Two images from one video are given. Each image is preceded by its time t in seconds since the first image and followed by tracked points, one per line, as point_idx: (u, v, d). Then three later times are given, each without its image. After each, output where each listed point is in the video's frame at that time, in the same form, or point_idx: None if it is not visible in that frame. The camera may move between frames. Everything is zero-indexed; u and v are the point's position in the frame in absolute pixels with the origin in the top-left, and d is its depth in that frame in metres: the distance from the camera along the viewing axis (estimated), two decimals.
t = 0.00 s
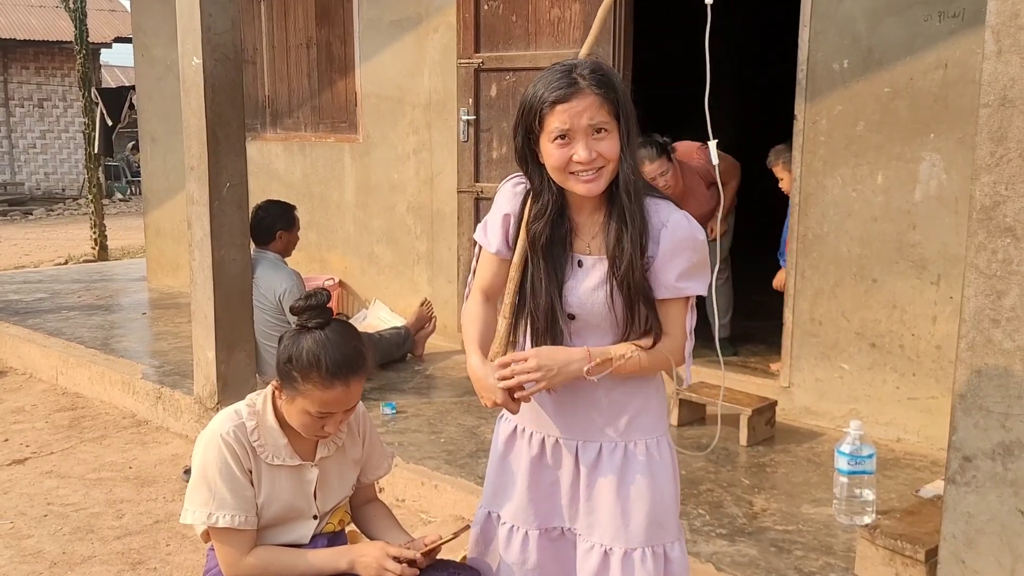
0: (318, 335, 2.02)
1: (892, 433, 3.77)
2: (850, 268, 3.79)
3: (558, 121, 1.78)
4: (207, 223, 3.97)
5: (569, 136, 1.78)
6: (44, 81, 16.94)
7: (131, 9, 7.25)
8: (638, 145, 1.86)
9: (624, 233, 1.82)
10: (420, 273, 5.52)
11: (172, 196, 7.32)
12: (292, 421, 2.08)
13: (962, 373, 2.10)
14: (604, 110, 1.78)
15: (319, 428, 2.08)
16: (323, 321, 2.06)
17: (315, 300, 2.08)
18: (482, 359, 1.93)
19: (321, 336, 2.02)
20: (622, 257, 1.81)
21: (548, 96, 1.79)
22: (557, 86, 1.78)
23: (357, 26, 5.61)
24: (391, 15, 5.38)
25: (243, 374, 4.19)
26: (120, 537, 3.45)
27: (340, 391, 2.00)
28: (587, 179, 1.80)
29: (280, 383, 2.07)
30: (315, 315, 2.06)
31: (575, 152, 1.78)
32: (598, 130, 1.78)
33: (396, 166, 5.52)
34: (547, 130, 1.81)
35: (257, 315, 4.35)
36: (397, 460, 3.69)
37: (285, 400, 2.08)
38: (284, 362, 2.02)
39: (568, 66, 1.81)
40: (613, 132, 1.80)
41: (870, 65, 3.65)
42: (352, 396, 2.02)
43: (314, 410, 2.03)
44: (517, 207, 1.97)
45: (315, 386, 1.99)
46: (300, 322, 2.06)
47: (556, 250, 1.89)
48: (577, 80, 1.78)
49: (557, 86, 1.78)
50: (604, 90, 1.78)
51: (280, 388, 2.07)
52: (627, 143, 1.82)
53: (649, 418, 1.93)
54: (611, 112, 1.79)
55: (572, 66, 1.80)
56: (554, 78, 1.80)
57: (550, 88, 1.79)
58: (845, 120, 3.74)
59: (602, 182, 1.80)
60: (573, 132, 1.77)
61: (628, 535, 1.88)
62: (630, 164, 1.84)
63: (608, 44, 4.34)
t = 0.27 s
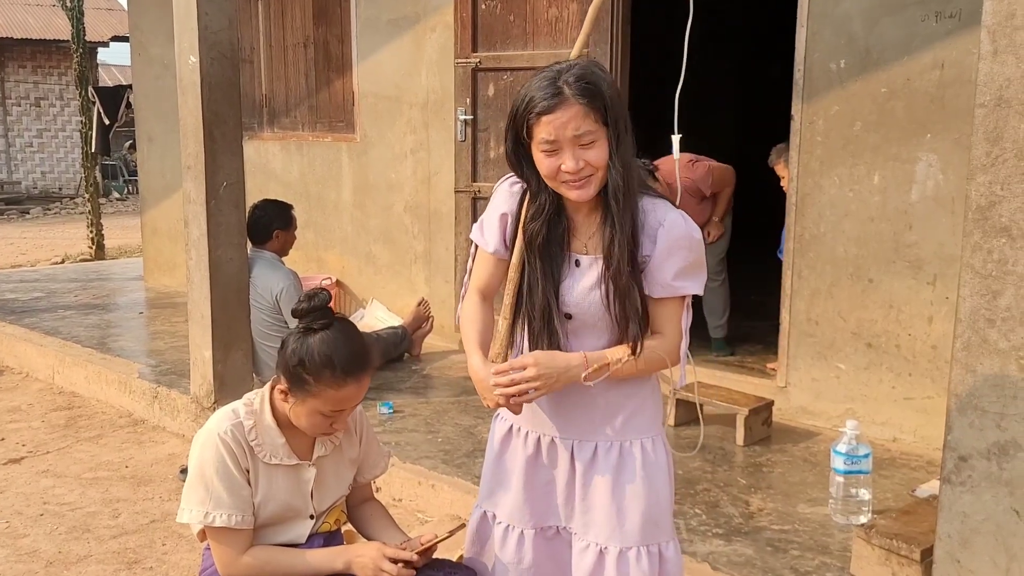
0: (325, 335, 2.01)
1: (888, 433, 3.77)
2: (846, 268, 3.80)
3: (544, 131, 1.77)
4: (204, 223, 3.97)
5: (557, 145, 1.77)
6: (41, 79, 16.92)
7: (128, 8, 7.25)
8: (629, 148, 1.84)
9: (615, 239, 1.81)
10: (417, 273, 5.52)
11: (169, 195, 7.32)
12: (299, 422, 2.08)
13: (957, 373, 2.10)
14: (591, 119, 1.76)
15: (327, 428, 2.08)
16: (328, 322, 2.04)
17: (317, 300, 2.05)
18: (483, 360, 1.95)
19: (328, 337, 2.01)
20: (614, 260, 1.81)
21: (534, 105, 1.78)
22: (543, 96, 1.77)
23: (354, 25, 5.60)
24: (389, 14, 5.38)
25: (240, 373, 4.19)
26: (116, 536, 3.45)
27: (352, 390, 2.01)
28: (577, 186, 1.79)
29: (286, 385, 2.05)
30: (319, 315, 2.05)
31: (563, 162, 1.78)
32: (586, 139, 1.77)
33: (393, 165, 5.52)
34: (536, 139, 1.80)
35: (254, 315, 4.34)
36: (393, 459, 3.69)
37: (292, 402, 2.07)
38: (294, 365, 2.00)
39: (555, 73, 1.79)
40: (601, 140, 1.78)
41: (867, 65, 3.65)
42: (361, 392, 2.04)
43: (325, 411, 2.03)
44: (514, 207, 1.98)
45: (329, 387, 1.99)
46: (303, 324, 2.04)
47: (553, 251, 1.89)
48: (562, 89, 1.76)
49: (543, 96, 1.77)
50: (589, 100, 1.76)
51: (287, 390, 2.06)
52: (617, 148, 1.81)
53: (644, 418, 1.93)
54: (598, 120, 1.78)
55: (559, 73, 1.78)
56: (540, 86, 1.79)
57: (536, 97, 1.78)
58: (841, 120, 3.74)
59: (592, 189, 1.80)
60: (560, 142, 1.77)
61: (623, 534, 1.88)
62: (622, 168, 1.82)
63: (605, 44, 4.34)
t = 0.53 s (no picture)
0: (332, 331, 2.02)
1: (885, 432, 3.78)
2: (844, 267, 3.80)
3: (529, 150, 1.75)
4: (202, 221, 3.98)
5: (542, 163, 1.75)
6: (39, 78, 16.90)
7: (127, 6, 7.24)
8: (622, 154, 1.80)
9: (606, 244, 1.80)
10: (415, 272, 5.52)
11: (167, 194, 7.32)
12: (304, 417, 2.08)
13: (953, 370, 2.11)
14: (574, 137, 1.73)
15: (331, 423, 2.09)
16: (334, 318, 2.05)
17: (323, 296, 2.06)
18: (484, 356, 1.94)
19: (335, 332, 2.02)
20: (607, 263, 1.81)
21: (520, 122, 1.75)
22: (527, 113, 1.74)
23: (353, 24, 5.61)
24: (387, 14, 5.38)
25: (238, 372, 4.19)
26: (114, 534, 3.45)
27: (359, 384, 2.02)
28: (568, 196, 1.79)
29: (291, 381, 2.05)
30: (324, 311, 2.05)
31: (549, 178, 1.77)
32: (570, 157, 1.74)
33: (392, 165, 5.52)
34: (525, 152, 1.79)
35: (252, 313, 4.34)
36: (391, 458, 3.69)
37: (296, 398, 2.07)
38: (301, 360, 2.00)
39: (540, 87, 1.75)
40: (587, 155, 1.75)
41: (865, 65, 3.66)
42: (367, 387, 2.05)
43: (332, 406, 2.04)
44: (513, 202, 1.97)
45: (337, 381, 2.00)
46: (308, 319, 2.04)
47: (550, 250, 1.89)
48: (545, 107, 1.72)
49: (528, 114, 1.74)
50: (572, 118, 1.71)
51: (292, 386, 2.06)
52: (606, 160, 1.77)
53: (640, 415, 1.93)
54: (582, 137, 1.74)
55: (544, 88, 1.74)
56: (525, 102, 1.75)
57: (522, 114, 1.75)
58: (839, 120, 3.75)
59: (579, 200, 1.80)
60: (545, 160, 1.75)
61: (618, 530, 1.88)
62: (614, 176, 1.79)
63: (604, 43, 4.34)
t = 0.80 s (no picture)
0: (335, 328, 2.03)
1: (882, 432, 3.79)
2: (841, 267, 3.81)
3: (525, 153, 1.76)
4: (200, 220, 3.98)
5: (538, 166, 1.77)
6: (37, 78, 16.88)
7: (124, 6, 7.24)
8: (619, 156, 1.80)
9: (602, 244, 1.80)
10: (413, 272, 5.52)
11: (165, 193, 7.32)
12: (306, 415, 2.09)
13: (950, 369, 2.12)
14: (569, 141, 1.73)
15: (333, 421, 2.10)
16: (336, 316, 2.06)
17: (326, 295, 2.07)
18: (483, 356, 1.94)
19: (338, 330, 2.02)
20: (602, 262, 1.81)
21: (516, 125, 1.76)
22: (523, 117, 1.75)
23: (351, 24, 5.61)
24: (385, 14, 5.38)
25: (236, 371, 4.19)
26: (111, 533, 3.45)
27: (362, 381, 2.03)
28: (564, 198, 1.80)
29: (293, 378, 2.05)
30: (326, 310, 2.06)
31: (544, 181, 1.78)
32: (566, 161, 1.75)
33: (390, 165, 5.53)
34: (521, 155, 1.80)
35: (250, 313, 4.34)
36: (389, 457, 3.69)
37: (298, 396, 2.08)
38: (304, 358, 2.01)
39: (537, 90, 1.76)
40: (582, 159, 1.76)
41: (862, 66, 3.67)
42: (369, 385, 2.06)
43: (334, 403, 2.04)
44: (512, 202, 1.98)
45: (340, 379, 2.00)
46: (311, 317, 2.05)
47: (548, 249, 1.90)
48: (540, 111, 1.73)
49: (523, 118, 1.75)
50: (566, 122, 1.72)
51: (294, 384, 2.06)
52: (604, 163, 1.76)
53: (636, 413, 1.94)
54: (577, 141, 1.74)
55: (541, 91, 1.75)
56: (521, 106, 1.76)
57: (518, 117, 1.76)
58: (836, 120, 3.76)
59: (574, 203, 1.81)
60: (540, 164, 1.76)
61: (614, 529, 1.89)
62: (612, 177, 1.79)
63: (601, 43, 4.35)
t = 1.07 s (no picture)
0: (337, 328, 2.03)
1: (882, 433, 3.79)
2: (840, 268, 3.82)
3: (530, 154, 1.76)
4: (201, 220, 3.98)
5: (543, 167, 1.77)
6: (36, 78, 16.87)
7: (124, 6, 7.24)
8: (623, 158, 1.80)
9: (604, 245, 1.80)
10: (413, 272, 5.52)
11: (165, 193, 7.32)
12: (307, 414, 2.09)
13: (950, 369, 2.12)
14: (575, 143, 1.74)
15: (334, 420, 2.10)
16: (338, 315, 2.06)
17: (328, 294, 2.08)
18: (488, 355, 1.93)
19: (340, 330, 2.03)
20: (605, 263, 1.81)
21: (521, 126, 1.76)
22: (528, 118, 1.75)
23: (352, 25, 5.61)
24: (386, 14, 5.38)
25: (236, 371, 4.19)
26: (112, 533, 3.45)
27: (364, 381, 2.03)
28: (568, 199, 1.81)
29: (295, 378, 2.06)
30: (328, 309, 2.07)
31: (549, 182, 1.78)
32: (571, 163, 1.75)
33: (390, 165, 5.53)
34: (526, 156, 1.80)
35: (250, 312, 4.33)
36: (389, 457, 3.69)
37: (300, 395, 2.08)
38: (306, 357, 2.01)
39: (542, 92, 1.76)
40: (588, 161, 1.76)
41: (862, 67, 3.67)
42: (371, 384, 2.06)
43: (335, 403, 2.04)
44: (515, 200, 1.98)
45: (342, 378, 2.01)
46: (313, 316, 2.06)
47: (551, 249, 1.90)
48: (546, 113, 1.73)
49: (529, 119, 1.75)
50: (572, 124, 1.73)
51: (295, 383, 2.06)
52: (609, 165, 1.77)
53: (637, 413, 1.94)
54: (582, 143, 1.74)
55: (546, 93, 1.75)
56: (527, 107, 1.76)
57: (523, 118, 1.76)
58: (836, 121, 3.76)
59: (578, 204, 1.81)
60: (545, 165, 1.76)
61: (615, 528, 1.89)
62: (616, 178, 1.79)
63: (602, 44, 4.35)
